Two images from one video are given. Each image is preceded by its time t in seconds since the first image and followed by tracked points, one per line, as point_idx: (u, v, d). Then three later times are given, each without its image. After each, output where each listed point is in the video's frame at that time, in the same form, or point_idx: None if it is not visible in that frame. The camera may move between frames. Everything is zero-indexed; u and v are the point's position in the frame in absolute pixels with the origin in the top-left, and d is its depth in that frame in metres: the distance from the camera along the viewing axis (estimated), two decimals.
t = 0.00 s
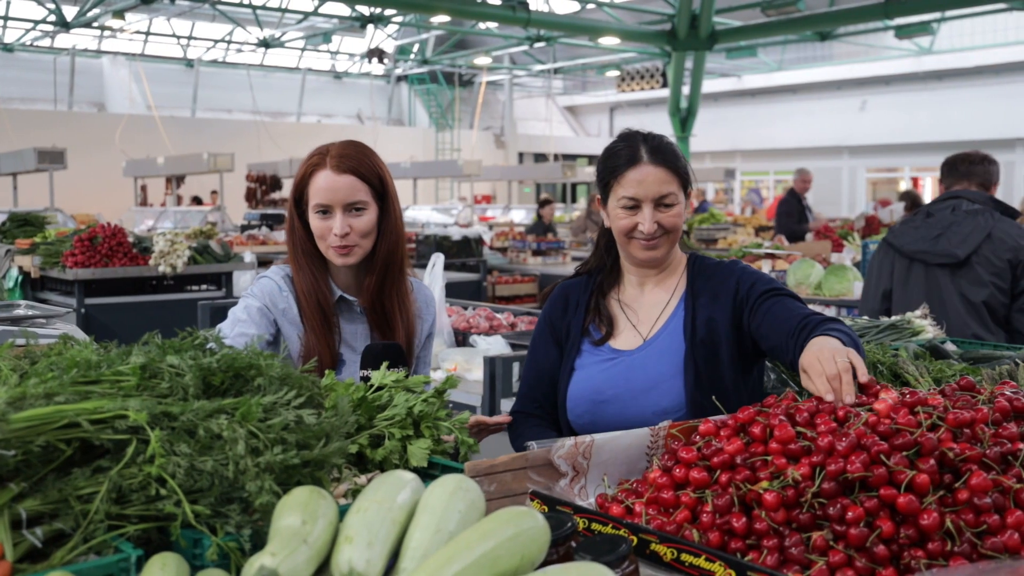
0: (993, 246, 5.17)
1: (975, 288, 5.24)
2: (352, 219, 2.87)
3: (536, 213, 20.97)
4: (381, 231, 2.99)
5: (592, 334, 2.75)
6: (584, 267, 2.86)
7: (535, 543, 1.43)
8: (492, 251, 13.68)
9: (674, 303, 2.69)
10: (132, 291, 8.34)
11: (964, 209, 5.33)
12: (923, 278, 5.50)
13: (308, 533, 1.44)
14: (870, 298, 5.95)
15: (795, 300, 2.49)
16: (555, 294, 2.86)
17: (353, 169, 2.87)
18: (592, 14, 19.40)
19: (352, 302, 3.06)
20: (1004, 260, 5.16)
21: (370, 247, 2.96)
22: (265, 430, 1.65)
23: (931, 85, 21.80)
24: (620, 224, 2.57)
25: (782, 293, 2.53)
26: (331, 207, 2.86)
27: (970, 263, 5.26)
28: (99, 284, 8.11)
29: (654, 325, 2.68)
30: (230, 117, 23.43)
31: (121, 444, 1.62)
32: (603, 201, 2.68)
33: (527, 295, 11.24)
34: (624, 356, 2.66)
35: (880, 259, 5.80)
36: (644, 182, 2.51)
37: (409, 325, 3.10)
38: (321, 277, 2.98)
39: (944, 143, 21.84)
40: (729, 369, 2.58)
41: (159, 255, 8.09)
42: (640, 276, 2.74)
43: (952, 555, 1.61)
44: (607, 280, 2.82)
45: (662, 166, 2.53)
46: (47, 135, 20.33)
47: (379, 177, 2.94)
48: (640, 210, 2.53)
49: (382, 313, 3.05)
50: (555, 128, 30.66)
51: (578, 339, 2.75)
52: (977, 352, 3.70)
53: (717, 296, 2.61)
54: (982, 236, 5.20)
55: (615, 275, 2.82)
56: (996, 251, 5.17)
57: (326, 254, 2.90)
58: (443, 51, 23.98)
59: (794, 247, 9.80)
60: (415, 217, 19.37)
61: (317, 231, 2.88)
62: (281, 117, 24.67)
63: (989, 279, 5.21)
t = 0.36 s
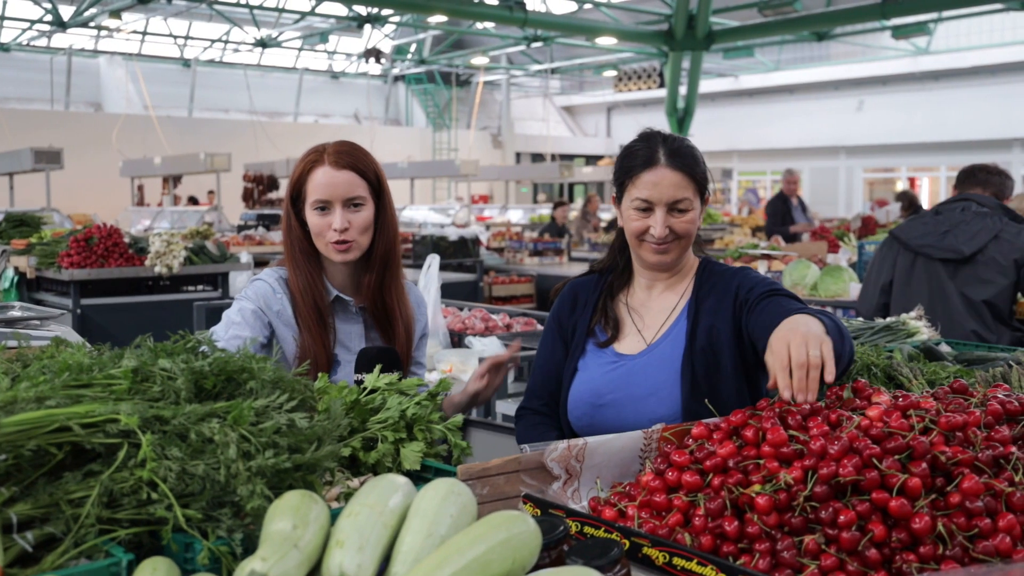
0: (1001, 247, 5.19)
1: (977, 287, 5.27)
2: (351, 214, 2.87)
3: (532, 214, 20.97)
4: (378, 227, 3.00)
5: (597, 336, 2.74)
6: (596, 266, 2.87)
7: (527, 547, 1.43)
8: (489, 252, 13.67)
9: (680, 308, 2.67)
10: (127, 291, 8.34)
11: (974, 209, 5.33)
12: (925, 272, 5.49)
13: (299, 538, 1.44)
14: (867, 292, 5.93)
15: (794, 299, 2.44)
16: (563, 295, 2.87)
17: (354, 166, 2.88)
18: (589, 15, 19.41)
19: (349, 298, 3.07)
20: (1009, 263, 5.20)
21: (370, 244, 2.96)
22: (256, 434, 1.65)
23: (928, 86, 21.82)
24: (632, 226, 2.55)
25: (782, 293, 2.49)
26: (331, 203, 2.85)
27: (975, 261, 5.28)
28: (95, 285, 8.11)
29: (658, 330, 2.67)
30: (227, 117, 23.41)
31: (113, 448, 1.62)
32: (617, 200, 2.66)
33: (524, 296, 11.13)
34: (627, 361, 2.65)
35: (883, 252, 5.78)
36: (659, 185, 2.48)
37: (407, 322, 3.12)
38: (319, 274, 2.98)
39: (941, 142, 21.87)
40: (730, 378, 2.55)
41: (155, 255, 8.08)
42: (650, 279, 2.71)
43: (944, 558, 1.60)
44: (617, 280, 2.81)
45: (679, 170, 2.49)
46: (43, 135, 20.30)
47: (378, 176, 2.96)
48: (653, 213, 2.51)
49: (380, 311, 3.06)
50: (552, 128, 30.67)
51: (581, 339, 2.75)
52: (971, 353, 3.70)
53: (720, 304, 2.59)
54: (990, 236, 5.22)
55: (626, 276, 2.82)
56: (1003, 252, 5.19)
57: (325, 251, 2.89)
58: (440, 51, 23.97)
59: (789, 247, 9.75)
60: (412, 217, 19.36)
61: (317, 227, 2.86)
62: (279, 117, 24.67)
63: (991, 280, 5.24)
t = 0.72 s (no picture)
0: (1007, 251, 5.21)
1: (982, 289, 5.28)
2: (345, 205, 2.87)
3: (530, 213, 20.97)
4: (370, 219, 3.00)
5: (599, 334, 2.74)
6: (594, 264, 2.87)
7: (525, 543, 1.42)
8: (487, 251, 13.71)
9: (679, 307, 2.67)
10: (125, 290, 8.36)
11: (984, 211, 5.33)
12: (930, 269, 5.48)
13: (297, 533, 1.43)
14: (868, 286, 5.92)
15: (794, 301, 2.46)
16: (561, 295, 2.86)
17: (344, 157, 2.89)
18: (587, 14, 19.41)
19: (345, 290, 3.06)
20: (1016, 267, 5.21)
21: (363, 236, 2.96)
22: (255, 429, 1.65)
23: (926, 86, 21.84)
24: (621, 225, 2.54)
25: (781, 294, 2.51)
26: (324, 193, 2.85)
27: (980, 261, 5.28)
28: (92, 284, 8.11)
29: (658, 329, 2.67)
30: (225, 117, 23.37)
31: (110, 444, 1.61)
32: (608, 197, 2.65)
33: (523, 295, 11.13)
34: (629, 361, 2.65)
35: (887, 247, 5.78)
36: (643, 183, 2.47)
37: (401, 316, 3.11)
38: (313, 265, 2.98)
39: (938, 142, 21.90)
40: (730, 376, 2.55)
41: (152, 254, 8.07)
42: (647, 276, 2.71)
43: (944, 554, 1.60)
44: (617, 279, 2.81)
45: (664, 167, 2.47)
46: (41, 134, 20.27)
47: (369, 168, 2.96)
48: (639, 211, 2.49)
49: (377, 301, 3.06)
50: (550, 128, 30.66)
51: (583, 336, 2.75)
52: (970, 351, 3.70)
53: (718, 302, 2.59)
54: (999, 239, 5.22)
55: (624, 276, 2.82)
56: (1011, 255, 5.20)
57: (319, 241, 2.89)
58: (438, 50, 23.96)
59: (788, 246, 9.72)
60: (410, 216, 19.34)
61: (310, 219, 2.87)
62: (276, 116, 24.67)
63: (996, 282, 5.25)
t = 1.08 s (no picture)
0: (1000, 247, 5.20)
1: (976, 285, 5.25)
2: (343, 204, 2.87)
3: (529, 212, 20.95)
4: (367, 218, 2.99)
5: (614, 327, 2.66)
6: (597, 258, 2.78)
7: (523, 541, 1.42)
8: (486, 250, 13.73)
9: (685, 304, 2.63)
10: (123, 289, 8.33)
11: (977, 209, 5.35)
12: (924, 267, 5.49)
13: (295, 531, 1.42)
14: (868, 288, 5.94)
15: (791, 292, 2.49)
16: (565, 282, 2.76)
17: (342, 157, 2.88)
18: (586, 14, 19.43)
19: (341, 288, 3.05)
20: (1009, 263, 5.19)
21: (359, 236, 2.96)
22: (253, 428, 1.64)
23: (924, 85, 21.83)
24: (625, 226, 2.52)
25: (779, 284, 2.52)
26: (320, 193, 2.85)
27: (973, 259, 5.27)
28: (90, 284, 8.10)
29: (667, 328, 2.63)
30: (223, 117, 23.35)
31: (106, 441, 1.60)
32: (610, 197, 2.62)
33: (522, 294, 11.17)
34: (644, 360, 2.61)
35: (884, 247, 5.81)
36: (645, 184, 2.45)
37: (395, 314, 3.12)
38: (309, 264, 2.97)
39: (936, 142, 21.89)
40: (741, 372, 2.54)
41: (151, 254, 8.05)
42: (652, 276, 2.66)
43: (944, 552, 1.60)
44: (625, 271, 2.72)
45: (665, 166, 2.45)
46: (38, 133, 20.23)
47: (366, 167, 2.95)
48: (643, 211, 2.48)
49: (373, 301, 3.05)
50: (549, 127, 30.69)
51: (597, 329, 2.67)
52: (969, 350, 3.70)
53: (724, 298, 2.58)
54: (992, 236, 5.22)
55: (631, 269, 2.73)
56: (1004, 251, 5.19)
57: (315, 241, 2.88)
58: (437, 50, 23.96)
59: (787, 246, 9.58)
60: (409, 216, 19.35)
61: (306, 218, 2.86)
62: (275, 116, 24.66)
63: (991, 278, 5.23)
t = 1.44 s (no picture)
0: (986, 239, 5.18)
1: (970, 279, 5.22)
2: (344, 209, 2.82)
3: (528, 211, 20.92)
4: (370, 219, 2.96)
5: (624, 322, 2.62)
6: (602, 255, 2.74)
7: (521, 541, 1.39)
8: (485, 249, 13.74)
9: (694, 304, 2.60)
10: (121, 288, 8.31)
11: (960, 205, 5.35)
12: (916, 269, 5.49)
13: (288, 532, 1.40)
14: (860, 292, 5.95)
15: (801, 297, 2.46)
16: (569, 278, 2.71)
17: (344, 160, 2.83)
18: (585, 14, 19.41)
19: (344, 290, 3.04)
20: (1000, 253, 5.16)
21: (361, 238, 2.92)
22: (246, 426, 1.62)
23: (924, 84, 21.83)
24: (629, 221, 2.49)
25: (790, 290, 2.49)
26: (321, 198, 2.80)
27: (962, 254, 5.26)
28: (88, 282, 8.07)
29: (675, 326, 2.60)
30: (222, 116, 23.32)
31: (98, 441, 1.58)
32: (613, 194, 2.60)
33: (521, 293, 11.18)
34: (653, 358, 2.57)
35: (874, 252, 5.83)
36: (648, 177, 2.43)
37: (399, 315, 3.09)
38: (309, 267, 2.94)
39: (936, 142, 21.88)
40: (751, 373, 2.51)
41: (149, 252, 8.03)
42: (658, 273, 2.63)
43: (947, 552, 1.57)
44: (631, 268, 2.68)
45: (669, 158, 2.43)
46: (37, 133, 20.20)
47: (369, 168, 2.90)
48: (647, 205, 2.45)
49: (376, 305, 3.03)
50: (549, 127, 30.69)
51: (607, 324, 2.63)
52: (970, 349, 3.68)
53: (733, 298, 2.55)
54: (978, 229, 5.20)
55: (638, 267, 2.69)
56: (992, 242, 5.16)
57: (316, 245, 2.85)
58: (436, 49, 23.93)
59: (787, 245, 9.51)
60: (408, 216, 19.34)
61: (307, 223, 2.82)
62: (274, 115, 24.63)
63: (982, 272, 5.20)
